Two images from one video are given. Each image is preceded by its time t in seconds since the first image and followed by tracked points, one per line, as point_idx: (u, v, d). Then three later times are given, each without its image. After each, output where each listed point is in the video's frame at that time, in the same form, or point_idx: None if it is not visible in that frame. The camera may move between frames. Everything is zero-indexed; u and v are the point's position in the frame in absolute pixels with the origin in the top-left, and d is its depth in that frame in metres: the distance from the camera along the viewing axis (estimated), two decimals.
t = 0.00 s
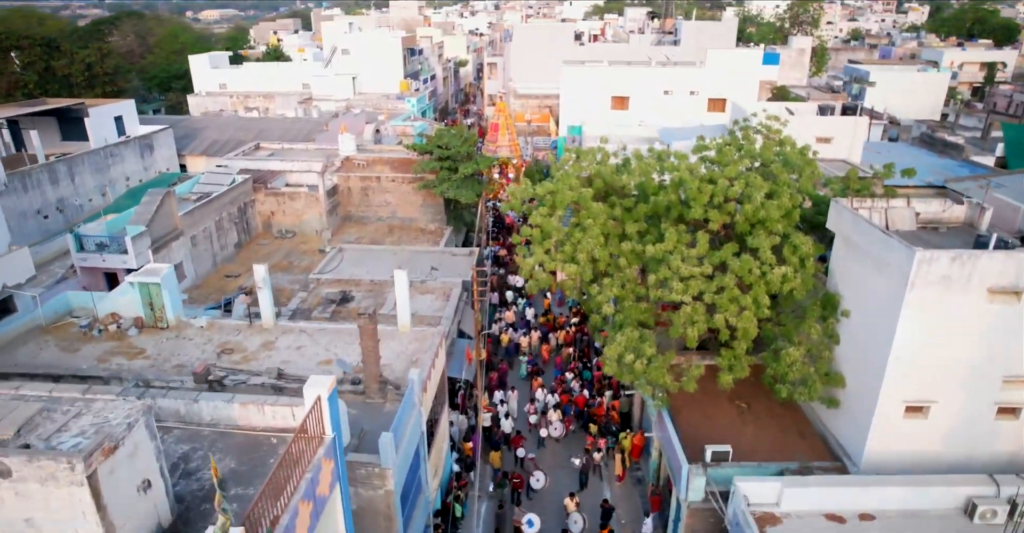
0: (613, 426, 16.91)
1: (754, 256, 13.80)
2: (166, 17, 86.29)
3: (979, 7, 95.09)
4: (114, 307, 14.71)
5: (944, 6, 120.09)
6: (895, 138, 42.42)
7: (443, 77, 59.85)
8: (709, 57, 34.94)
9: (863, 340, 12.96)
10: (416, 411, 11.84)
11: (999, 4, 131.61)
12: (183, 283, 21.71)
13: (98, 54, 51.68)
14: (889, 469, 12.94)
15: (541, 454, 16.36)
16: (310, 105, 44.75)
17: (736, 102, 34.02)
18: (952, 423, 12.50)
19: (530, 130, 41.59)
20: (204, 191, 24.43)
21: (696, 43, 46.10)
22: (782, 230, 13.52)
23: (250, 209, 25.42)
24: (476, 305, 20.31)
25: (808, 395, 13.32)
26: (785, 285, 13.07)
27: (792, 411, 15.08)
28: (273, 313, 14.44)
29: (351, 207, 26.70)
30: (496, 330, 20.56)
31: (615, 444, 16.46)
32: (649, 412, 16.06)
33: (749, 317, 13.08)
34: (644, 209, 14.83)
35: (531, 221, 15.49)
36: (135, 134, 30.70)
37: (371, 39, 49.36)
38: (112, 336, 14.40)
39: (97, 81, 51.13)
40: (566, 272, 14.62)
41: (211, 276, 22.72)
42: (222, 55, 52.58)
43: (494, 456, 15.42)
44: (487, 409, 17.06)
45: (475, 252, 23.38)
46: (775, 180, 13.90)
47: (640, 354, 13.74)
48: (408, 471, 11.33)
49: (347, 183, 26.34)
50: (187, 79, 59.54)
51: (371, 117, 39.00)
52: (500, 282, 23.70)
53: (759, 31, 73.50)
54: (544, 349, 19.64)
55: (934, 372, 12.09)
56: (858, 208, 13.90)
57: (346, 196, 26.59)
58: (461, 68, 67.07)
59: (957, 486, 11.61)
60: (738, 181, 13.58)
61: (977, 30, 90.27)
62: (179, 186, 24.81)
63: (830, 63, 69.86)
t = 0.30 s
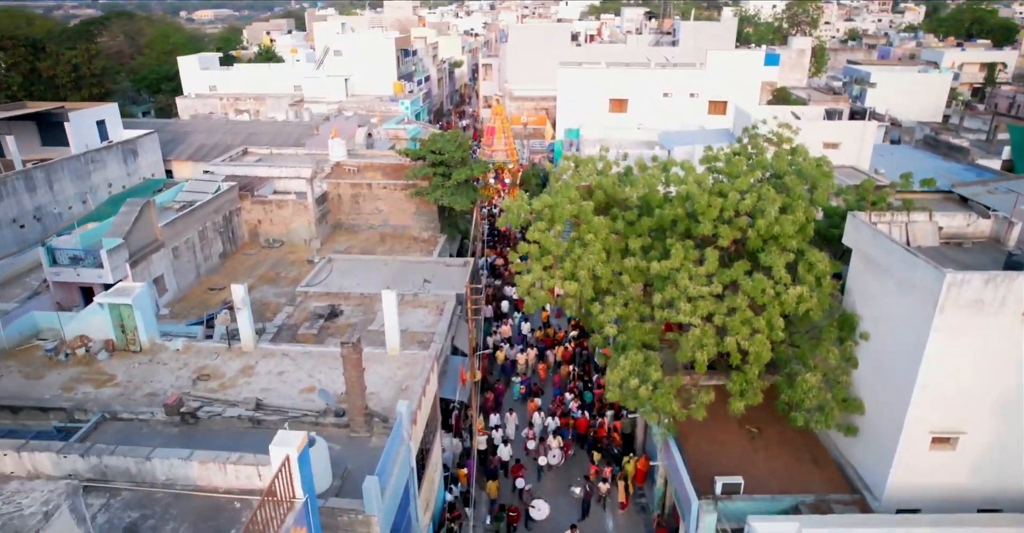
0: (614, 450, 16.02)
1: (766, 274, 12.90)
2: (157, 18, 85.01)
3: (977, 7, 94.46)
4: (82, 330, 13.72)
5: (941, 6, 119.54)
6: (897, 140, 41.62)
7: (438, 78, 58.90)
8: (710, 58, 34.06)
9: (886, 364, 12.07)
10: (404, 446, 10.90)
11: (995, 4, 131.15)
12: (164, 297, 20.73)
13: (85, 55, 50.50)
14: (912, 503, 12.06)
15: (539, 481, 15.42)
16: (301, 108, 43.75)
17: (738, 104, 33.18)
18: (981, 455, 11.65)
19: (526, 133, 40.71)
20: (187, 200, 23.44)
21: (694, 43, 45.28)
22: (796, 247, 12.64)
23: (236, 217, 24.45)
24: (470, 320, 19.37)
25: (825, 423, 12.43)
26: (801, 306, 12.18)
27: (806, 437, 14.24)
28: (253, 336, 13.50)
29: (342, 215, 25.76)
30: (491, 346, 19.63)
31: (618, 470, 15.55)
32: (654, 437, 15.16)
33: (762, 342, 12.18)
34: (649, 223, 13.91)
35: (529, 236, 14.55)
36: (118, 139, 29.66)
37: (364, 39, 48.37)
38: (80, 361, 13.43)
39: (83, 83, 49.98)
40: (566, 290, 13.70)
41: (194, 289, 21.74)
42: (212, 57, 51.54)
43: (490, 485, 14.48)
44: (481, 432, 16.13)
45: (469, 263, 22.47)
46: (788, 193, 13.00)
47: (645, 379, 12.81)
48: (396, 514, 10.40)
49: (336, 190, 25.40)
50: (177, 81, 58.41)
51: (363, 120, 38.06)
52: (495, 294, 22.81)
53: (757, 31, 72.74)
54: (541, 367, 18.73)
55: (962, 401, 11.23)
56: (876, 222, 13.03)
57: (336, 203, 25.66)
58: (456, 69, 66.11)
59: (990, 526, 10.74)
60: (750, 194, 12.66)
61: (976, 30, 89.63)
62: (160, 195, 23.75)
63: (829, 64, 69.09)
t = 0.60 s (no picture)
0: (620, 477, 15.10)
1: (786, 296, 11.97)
2: (153, 18, 84.03)
3: (982, 6, 93.33)
4: (50, 354, 12.75)
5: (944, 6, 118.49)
6: (905, 143, 40.69)
7: (437, 79, 57.93)
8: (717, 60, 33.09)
9: (916, 394, 11.15)
10: (394, 488, 9.94)
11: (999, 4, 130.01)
12: (148, 311, 19.80)
13: (76, 56, 49.50)
14: None
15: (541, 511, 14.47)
16: (297, 110, 42.81)
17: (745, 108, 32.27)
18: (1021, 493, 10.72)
19: (526, 136, 39.82)
20: (174, 208, 22.51)
21: (698, 45, 44.37)
22: (818, 268, 11.73)
23: (225, 227, 23.54)
24: (467, 337, 18.44)
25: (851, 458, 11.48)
26: (825, 331, 11.26)
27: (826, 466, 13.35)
28: (234, 361, 12.59)
29: (335, 223, 24.86)
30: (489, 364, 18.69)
31: (624, 500, 14.62)
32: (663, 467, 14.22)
33: (781, 371, 11.27)
34: (658, 240, 12.99)
35: (530, 253, 13.62)
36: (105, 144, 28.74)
37: (361, 41, 47.38)
38: (48, 389, 12.47)
39: (75, 85, 49.02)
40: (570, 311, 12.79)
41: (180, 302, 20.81)
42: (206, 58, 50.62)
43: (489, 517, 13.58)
44: (479, 458, 15.22)
45: (467, 275, 21.55)
46: (810, 207, 12.05)
47: (656, 409, 11.90)
48: None
49: (330, 197, 24.46)
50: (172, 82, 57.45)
51: (360, 123, 37.16)
52: (494, 306, 21.93)
53: (760, 31, 71.80)
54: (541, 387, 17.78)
55: (1003, 436, 10.28)
56: (903, 239, 12.09)
57: (330, 211, 24.74)
58: (455, 70, 65.20)
59: None
60: (769, 210, 11.71)
61: (981, 30, 88.54)
62: (146, 204, 22.79)
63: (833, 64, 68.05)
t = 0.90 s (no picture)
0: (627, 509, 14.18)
1: (809, 322, 11.06)
2: (148, 18, 83.12)
3: (985, 6, 92.45)
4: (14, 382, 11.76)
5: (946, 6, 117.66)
6: (914, 146, 39.79)
7: (435, 80, 57.01)
8: (723, 63, 32.21)
9: (953, 429, 10.24)
10: None
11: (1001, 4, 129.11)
12: (130, 326, 18.88)
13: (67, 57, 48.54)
14: None
15: None
16: (292, 113, 41.91)
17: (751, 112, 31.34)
18: None
19: (526, 140, 38.94)
20: (160, 217, 21.59)
21: (702, 46, 43.49)
22: (844, 292, 10.82)
23: (213, 236, 22.62)
24: (464, 355, 17.53)
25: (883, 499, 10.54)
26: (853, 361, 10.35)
27: (848, 502, 12.44)
28: (213, 390, 11.68)
29: (328, 232, 23.96)
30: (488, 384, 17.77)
31: None
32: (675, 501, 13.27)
33: (805, 404, 10.36)
34: (669, 259, 12.07)
35: (531, 274, 12.72)
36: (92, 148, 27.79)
37: (358, 42, 46.47)
38: (12, 420, 11.53)
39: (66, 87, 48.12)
40: (574, 336, 11.87)
41: (166, 317, 19.90)
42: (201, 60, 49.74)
43: None
44: (477, 489, 14.31)
45: (465, 288, 20.64)
46: (835, 226, 11.14)
47: (668, 445, 10.98)
48: None
49: (323, 206, 23.58)
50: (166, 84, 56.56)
51: (356, 127, 36.34)
52: (492, 320, 21.02)
53: (762, 32, 70.95)
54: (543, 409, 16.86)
55: None
56: (934, 259, 11.18)
57: (323, 220, 23.83)
58: (454, 71, 64.32)
59: None
60: (791, 229, 10.80)
61: (986, 30, 87.63)
62: (130, 213, 21.82)
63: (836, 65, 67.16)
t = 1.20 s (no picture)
0: None
1: (831, 352, 10.19)
2: (140, 18, 82.06)
3: (984, 6, 91.90)
4: None
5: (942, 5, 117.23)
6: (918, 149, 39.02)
7: (430, 82, 56.11)
8: (724, 65, 31.32)
9: (991, 470, 9.34)
10: None
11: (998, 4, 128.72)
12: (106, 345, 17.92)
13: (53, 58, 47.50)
14: None
15: None
16: (283, 116, 40.97)
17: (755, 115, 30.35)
18: None
19: (523, 144, 38.12)
20: (139, 228, 20.61)
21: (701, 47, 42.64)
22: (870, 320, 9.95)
23: (197, 247, 21.64)
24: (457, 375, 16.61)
25: None
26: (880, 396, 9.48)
27: None
28: (183, 426, 10.76)
29: (317, 242, 23.01)
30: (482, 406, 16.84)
31: None
32: None
33: (829, 443, 9.47)
34: (677, 281, 11.17)
35: (529, 296, 11.81)
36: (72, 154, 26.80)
37: (351, 43, 45.52)
38: None
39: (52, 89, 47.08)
40: (575, 363, 10.94)
41: (144, 333, 18.95)
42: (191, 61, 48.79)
43: None
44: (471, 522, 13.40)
45: (459, 303, 19.73)
46: (859, 247, 10.26)
47: (678, 485, 10.07)
48: None
49: (311, 215, 22.61)
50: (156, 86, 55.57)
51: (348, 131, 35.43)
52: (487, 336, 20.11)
53: (761, 33, 70.13)
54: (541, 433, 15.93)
55: None
56: (967, 281, 10.33)
57: (311, 230, 22.89)
58: (449, 72, 63.34)
59: None
60: (813, 252, 9.92)
61: (985, 30, 87.06)
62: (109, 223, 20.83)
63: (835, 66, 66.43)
